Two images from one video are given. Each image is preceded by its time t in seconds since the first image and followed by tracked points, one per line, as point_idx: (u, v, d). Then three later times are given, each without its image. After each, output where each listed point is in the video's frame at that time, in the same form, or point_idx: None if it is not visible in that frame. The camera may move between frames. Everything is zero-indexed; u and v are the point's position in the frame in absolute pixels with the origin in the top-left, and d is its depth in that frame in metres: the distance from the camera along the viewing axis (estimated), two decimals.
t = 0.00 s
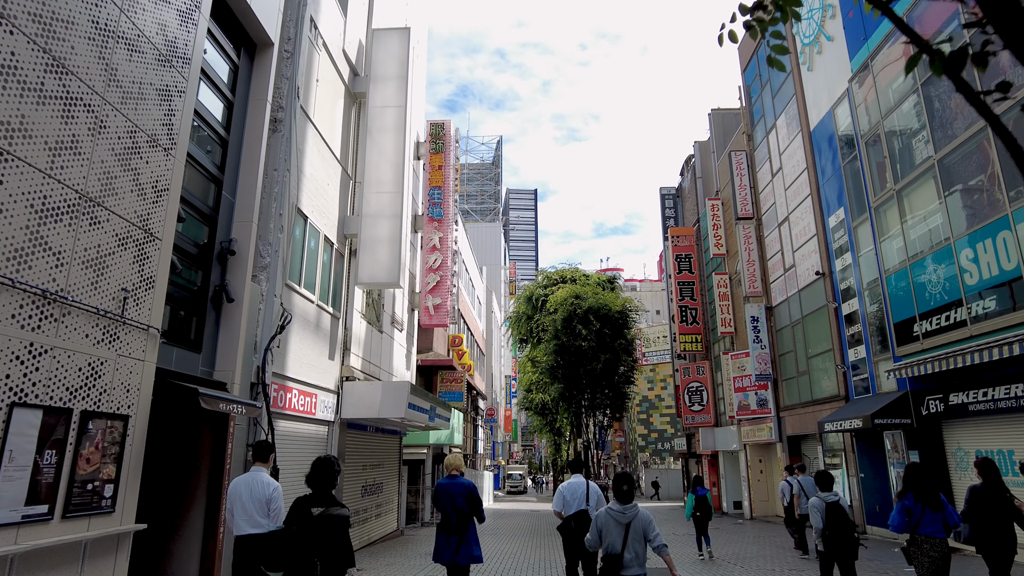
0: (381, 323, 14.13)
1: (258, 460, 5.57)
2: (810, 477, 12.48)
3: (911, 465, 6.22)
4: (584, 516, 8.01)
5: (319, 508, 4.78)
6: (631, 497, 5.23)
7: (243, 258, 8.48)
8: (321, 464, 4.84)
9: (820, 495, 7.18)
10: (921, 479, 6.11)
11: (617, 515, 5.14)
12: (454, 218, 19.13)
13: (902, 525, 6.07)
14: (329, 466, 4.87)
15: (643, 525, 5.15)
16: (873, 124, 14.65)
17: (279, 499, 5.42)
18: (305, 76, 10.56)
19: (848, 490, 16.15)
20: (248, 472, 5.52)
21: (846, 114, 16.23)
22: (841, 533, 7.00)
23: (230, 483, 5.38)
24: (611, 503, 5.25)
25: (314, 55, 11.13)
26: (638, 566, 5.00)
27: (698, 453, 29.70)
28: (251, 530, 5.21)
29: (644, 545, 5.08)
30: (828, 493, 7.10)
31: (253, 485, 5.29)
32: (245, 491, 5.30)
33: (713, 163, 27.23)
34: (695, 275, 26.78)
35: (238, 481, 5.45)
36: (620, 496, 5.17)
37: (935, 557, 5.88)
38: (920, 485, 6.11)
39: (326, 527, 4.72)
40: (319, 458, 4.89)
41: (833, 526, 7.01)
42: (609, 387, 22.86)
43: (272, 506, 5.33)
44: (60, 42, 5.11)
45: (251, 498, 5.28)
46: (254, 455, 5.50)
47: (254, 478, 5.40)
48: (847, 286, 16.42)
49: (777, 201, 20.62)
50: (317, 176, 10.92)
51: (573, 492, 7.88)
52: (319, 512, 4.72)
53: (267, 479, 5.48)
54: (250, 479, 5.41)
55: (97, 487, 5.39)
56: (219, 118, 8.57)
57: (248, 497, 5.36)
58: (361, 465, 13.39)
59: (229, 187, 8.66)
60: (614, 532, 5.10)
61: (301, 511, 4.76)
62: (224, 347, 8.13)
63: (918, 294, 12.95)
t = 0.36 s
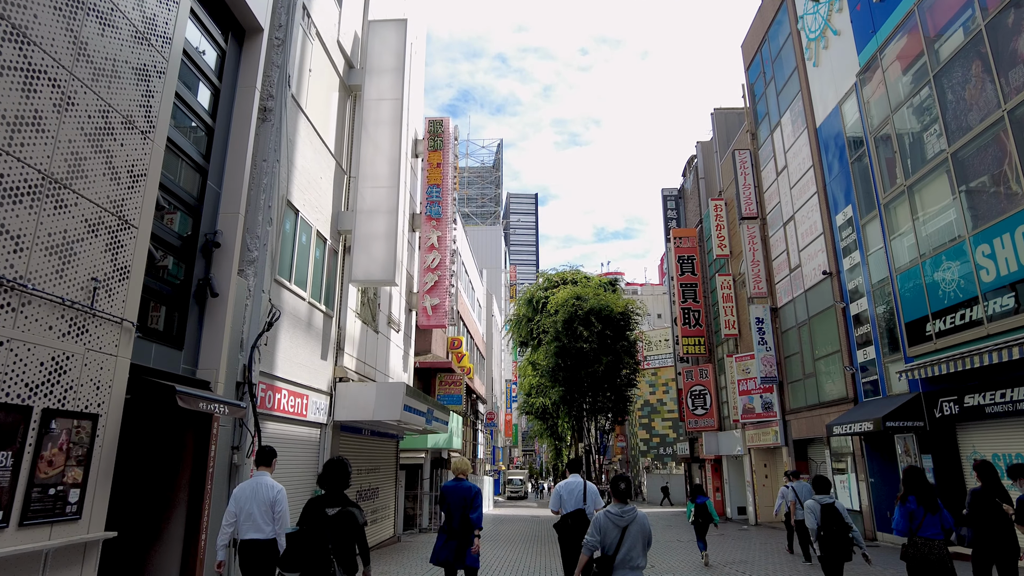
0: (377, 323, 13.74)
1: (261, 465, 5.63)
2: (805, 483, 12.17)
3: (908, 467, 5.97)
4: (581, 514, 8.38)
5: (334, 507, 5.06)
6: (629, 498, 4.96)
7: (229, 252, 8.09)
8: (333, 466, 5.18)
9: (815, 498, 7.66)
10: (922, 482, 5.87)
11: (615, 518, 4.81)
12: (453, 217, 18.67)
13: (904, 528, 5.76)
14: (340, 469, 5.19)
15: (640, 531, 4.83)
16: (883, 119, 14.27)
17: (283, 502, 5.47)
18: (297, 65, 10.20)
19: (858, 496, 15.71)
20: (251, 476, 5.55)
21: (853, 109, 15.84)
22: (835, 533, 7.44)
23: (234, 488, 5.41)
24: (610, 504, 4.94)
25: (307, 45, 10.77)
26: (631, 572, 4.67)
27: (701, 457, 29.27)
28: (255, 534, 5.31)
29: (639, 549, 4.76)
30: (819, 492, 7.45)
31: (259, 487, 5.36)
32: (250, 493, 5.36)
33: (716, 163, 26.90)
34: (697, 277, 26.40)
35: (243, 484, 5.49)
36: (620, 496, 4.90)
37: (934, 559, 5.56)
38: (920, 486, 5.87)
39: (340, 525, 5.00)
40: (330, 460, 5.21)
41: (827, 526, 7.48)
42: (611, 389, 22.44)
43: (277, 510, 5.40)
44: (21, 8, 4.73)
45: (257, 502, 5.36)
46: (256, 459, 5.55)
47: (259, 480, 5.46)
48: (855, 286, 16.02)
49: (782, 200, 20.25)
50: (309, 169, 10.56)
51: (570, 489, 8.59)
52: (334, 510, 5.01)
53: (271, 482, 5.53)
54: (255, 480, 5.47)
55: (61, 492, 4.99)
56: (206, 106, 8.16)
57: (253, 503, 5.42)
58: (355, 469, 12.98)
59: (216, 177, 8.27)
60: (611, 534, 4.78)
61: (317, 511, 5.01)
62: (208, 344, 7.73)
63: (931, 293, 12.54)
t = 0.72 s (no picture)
0: (372, 329, 13.33)
1: (261, 475, 5.76)
2: (802, 496, 11.72)
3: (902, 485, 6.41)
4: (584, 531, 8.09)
5: (337, 520, 4.87)
6: (623, 512, 5.41)
7: (213, 250, 7.71)
8: (338, 480, 4.94)
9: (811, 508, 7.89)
10: (916, 497, 6.29)
11: (607, 531, 5.40)
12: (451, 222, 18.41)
13: (898, 540, 6.19)
14: (346, 481, 4.98)
15: (631, 542, 5.39)
16: (891, 119, 13.94)
17: (283, 511, 5.59)
18: (288, 59, 9.87)
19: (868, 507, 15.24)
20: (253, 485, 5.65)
21: (860, 110, 15.51)
22: (831, 541, 7.61)
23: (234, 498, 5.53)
24: (603, 519, 5.49)
25: (300, 40, 10.44)
26: None
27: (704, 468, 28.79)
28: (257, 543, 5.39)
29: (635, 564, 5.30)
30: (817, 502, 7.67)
31: (260, 495, 5.48)
32: (250, 502, 5.49)
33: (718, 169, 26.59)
34: (700, 285, 26.02)
35: (244, 493, 5.62)
36: (612, 512, 5.37)
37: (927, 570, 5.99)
38: (915, 504, 6.26)
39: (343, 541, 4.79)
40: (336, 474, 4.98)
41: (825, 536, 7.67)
42: (613, 398, 21.99)
43: (277, 519, 5.50)
44: None
45: (256, 509, 5.46)
46: (259, 469, 5.71)
47: (259, 490, 5.59)
48: (863, 291, 15.62)
49: (786, 204, 19.91)
50: (300, 168, 10.20)
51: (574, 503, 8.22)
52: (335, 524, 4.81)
53: (271, 492, 5.66)
54: (255, 489, 5.59)
55: (16, 504, 4.58)
56: (191, 98, 7.80)
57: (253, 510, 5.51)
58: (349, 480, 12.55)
59: (200, 172, 7.90)
60: (603, 547, 5.36)
61: (320, 524, 4.83)
62: (190, 347, 7.34)
63: (944, 297, 12.15)
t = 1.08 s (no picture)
0: (367, 329, 12.89)
1: (270, 484, 5.82)
2: (797, 502, 10.97)
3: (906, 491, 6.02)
4: (586, 538, 7.68)
5: (350, 532, 4.61)
6: (629, 526, 5.35)
7: (196, 241, 7.27)
8: (350, 491, 4.70)
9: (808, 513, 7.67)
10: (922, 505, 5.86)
11: (615, 544, 5.21)
12: (450, 221, 18.00)
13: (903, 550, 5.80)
14: (359, 491, 4.73)
15: (640, 554, 5.23)
16: (902, 113, 13.53)
17: (291, 522, 5.62)
18: (279, 46, 9.47)
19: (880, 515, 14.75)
20: (262, 493, 5.73)
21: (870, 104, 15.11)
22: (827, 546, 7.40)
23: (241, 507, 5.62)
24: (610, 532, 5.33)
25: (292, 27, 10.05)
26: None
27: (708, 474, 28.30)
28: (264, 552, 5.47)
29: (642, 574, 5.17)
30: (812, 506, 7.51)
31: (268, 505, 5.53)
32: (258, 510, 5.55)
33: (722, 170, 26.19)
34: (703, 287, 25.59)
35: (252, 502, 5.69)
36: (618, 526, 5.27)
37: None
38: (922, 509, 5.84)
39: (356, 553, 4.57)
40: (348, 485, 4.74)
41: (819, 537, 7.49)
42: (616, 402, 21.52)
43: (285, 529, 5.54)
44: None
45: (263, 519, 5.52)
46: (267, 478, 5.73)
47: (268, 498, 5.65)
48: (874, 291, 15.18)
49: (793, 204, 19.50)
50: (291, 159, 9.79)
51: (574, 510, 7.75)
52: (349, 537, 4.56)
53: (280, 501, 5.71)
54: (263, 498, 5.65)
55: None
56: (173, 80, 7.39)
57: (260, 520, 5.58)
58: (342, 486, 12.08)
59: (183, 159, 7.47)
60: (612, 561, 5.17)
61: (331, 535, 4.61)
62: (170, 343, 6.89)
63: (961, 295, 11.70)
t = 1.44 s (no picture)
0: (364, 325, 12.50)
1: (273, 487, 5.76)
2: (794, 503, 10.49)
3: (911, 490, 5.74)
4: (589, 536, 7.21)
5: (363, 532, 5.23)
6: (630, 529, 5.05)
7: (180, 226, 6.87)
8: (360, 496, 5.25)
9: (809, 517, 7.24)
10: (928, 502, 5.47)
11: (614, 548, 4.99)
12: (450, 217, 17.63)
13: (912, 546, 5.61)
14: (368, 494, 5.29)
15: (639, 557, 5.04)
16: (914, 102, 13.13)
17: (297, 525, 5.60)
18: (271, 27, 9.09)
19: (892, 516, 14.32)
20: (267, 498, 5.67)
21: (880, 95, 14.72)
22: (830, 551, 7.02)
23: (249, 511, 5.56)
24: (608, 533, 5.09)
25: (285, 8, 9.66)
26: None
27: (712, 476, 27.88)
28: (271, 556, 5.40)
29: None
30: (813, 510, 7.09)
31: (273, 509, 5.49)
32: (264, 515, 5.51)
33: (726, 166, 25.81)
34: (708, 286, 25.19)
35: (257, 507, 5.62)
36: (619, 531, 4.98)
37: None
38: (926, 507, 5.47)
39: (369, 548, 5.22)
40: (358, 489, 5.32)
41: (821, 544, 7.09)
42: (620, 402, 21.09)
43: (290, 533, 5.52)
44: None
45: (270, 524, 5.49)
46: (271, 483, 5.66)
47: (273, 503, 5.59)
48: (885, 286, 14.77)
49: (800, 199, 19.11)
50: (283, 145, 9.41)
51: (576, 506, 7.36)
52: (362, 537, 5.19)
53: (284, 505, 5.67)
54: (268, 503, 5.59)
55: None
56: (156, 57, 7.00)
57: (268, 526, 5.54)
58: (337, 486, 11.68)
59: (166, 140, 7.08)
60: (609, 564, 4.98)
61: (346, 536, 5.21)
62: (150, 333, 6.48)
63: (978, 289, 11.29)
